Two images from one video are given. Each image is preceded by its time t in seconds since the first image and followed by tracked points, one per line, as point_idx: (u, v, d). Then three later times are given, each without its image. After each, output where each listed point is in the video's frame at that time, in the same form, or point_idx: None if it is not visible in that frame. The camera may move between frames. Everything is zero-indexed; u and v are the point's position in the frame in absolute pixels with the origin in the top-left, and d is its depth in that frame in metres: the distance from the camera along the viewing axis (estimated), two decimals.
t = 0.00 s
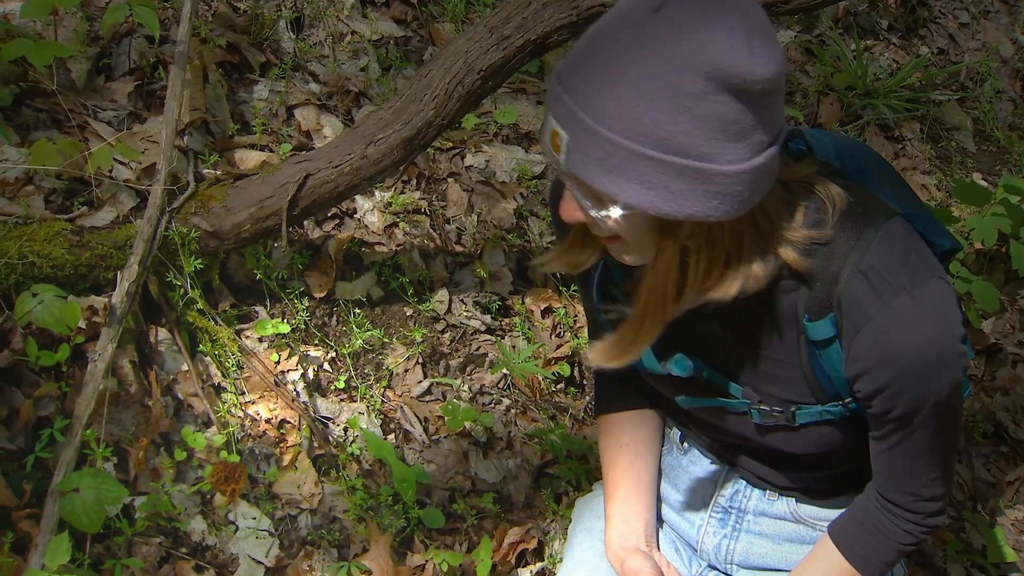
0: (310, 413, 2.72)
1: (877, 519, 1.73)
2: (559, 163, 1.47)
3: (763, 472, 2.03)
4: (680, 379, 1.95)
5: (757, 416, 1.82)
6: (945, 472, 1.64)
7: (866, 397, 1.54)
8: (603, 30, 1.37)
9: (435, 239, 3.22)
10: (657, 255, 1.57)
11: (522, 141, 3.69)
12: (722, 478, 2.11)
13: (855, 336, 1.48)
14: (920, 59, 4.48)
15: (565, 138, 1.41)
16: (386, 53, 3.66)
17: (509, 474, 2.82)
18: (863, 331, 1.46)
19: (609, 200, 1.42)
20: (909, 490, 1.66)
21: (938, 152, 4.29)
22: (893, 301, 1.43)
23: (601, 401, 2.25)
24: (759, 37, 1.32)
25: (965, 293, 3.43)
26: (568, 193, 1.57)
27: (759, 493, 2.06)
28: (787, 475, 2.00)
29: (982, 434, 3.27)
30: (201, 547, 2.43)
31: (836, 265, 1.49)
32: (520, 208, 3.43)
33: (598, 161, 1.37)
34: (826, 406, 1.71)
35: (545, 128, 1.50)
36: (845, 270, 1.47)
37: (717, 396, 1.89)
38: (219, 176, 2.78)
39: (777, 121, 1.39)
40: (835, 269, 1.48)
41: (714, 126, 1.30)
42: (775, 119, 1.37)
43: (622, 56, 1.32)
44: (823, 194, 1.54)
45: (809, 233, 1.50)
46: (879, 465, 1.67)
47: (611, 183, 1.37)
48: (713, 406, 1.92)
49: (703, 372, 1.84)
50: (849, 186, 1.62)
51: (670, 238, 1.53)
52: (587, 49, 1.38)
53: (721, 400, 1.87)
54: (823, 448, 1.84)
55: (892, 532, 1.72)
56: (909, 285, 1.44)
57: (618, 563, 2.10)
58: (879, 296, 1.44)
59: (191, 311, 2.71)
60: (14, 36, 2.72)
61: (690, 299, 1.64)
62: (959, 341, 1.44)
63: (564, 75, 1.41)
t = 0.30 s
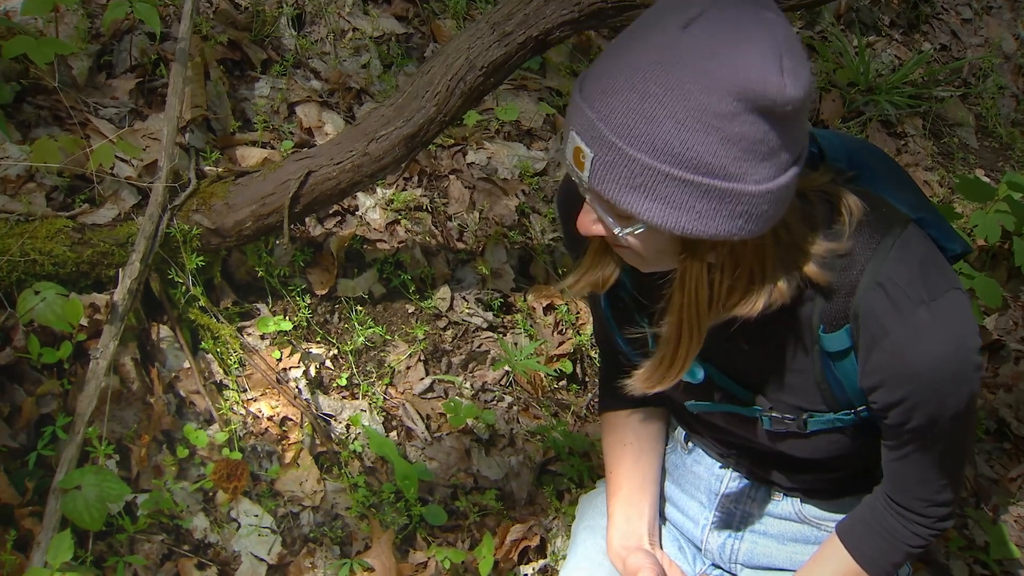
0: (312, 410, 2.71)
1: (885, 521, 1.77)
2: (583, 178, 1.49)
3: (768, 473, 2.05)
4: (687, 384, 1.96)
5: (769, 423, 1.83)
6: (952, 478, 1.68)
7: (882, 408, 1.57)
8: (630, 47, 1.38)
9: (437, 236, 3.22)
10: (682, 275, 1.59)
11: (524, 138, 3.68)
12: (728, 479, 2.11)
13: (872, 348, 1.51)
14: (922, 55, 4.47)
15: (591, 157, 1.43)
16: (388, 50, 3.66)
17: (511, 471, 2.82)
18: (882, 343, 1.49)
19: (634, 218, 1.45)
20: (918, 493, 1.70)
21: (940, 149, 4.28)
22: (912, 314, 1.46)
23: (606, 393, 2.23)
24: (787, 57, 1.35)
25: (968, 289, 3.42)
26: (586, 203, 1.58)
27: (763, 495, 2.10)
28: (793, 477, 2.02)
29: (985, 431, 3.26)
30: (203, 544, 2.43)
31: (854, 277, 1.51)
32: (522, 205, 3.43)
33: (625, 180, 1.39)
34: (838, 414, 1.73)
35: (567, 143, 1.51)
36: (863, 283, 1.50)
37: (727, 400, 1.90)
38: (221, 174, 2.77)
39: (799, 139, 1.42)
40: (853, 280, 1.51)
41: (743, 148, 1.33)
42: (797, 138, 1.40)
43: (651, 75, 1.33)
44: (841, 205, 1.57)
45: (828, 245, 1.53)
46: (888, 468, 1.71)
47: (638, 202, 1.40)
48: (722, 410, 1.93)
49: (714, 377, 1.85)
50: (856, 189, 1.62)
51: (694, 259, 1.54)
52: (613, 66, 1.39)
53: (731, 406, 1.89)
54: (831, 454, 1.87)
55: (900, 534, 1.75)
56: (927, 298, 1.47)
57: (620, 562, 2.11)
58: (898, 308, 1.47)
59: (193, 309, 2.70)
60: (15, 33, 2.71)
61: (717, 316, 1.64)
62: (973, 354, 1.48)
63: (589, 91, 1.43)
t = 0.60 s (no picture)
0: (305, 411, 2.71)
1: (880, 526, 1.78)
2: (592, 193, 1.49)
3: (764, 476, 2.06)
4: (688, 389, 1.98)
5: (767, 429, 1.86)
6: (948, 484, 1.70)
7: (883, 420, 1.58)
8: (643, 64, 1.36)
9: (431, 236, 3.22)
10: (682, 292, 1.59)
11: (517, 138, 3.68)
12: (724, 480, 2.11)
13: (876, 362, 1.51)
14: (915, 55, 4.48)
15: (600, 174, 1.43)
16: (381, 50, 3.65)
17: (505, 471, 2.82)
18: (886, 358, 1.49)
19: (640, 237, 1.45)
20: (914, 498, 1.71)
21: (933, 148, 4.29)
22: (918, 329, 1.46)
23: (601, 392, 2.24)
24: (806, 80, 1.31)
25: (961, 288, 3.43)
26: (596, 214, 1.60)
27: (758, 496, 2.10)
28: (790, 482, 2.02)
29: (978, 430, 3.27)
30: (196, 545, 2.43)
31: (859, 291, 1.50)
32: (515, 205, 3.43)
33: (633, 200, 1.39)
34: (836, 423, 1.75)
35: (578, 156, 1.51)
36: (867, 296, 1.49)
37: (726, 404, 1.92)
38: (213, 174, 2.77)
39: (813, 160, 1.40)
40: (858, 294, 1.50)
41: (753, 172, 1.31)
42: (810, 160, 1.38)
43: (662, 96, 1.31)
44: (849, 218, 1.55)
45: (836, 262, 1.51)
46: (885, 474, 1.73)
47: (645, 222, 1.40)
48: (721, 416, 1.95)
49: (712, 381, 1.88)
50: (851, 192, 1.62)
51: (696, 276, 1.54)
52: (625, 84, 1.37)
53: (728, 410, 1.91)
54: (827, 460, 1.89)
55: (894, 538, 1.77)
56: (932, 314, 1.47)
57: (620, 559, 2.11)
58: (903, 323, 1.46)
59: (185, 310, 2.70)
60: (6, 32, 2.70)
61: (718, 331, 1.62)
62: (975, 368, 1.49)
63: (601, 108, 1.42)
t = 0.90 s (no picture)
0: (308, 409, 2.71)
1: (885, 523, 1.79)
2: (618, 188, 1.48)
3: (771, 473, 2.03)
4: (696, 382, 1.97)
5: (779, 425, 1.87)
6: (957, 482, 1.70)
7: (898, 415, 1.58)
8: (658, 53, 1.39)
9: (433, 234, 3.21)
10: (722, 282, 1.59)
11: (519, 135, 3.67)
12: (728, 478, 2.11)
13: (894, 356, 1.51)
14: (917, 51, 4.47)
15: (627, 166, 1.43)
16: (383, 47, 3.65)
17: (507, 469, 2.82)
18: (904, 352, 1.49)
19: (675, 226, 1.45)
20: (922, 497, 1.71)
21: (936, 145, 4.28)
22: (936, 324, 1.46)
23: (610, 388, 2.26)
24: (820, 53, 1.38)
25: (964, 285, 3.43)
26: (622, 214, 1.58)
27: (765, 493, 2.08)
28: (797, 480, 2.02)
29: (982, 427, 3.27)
30: (199, 543, 2.43)
31: (878, 285, 1.49)
32: (517, 202, 3.43)
33: (664, 188, 1.39)
34: (848, 419, 1.75)
35: (599, 154, 1.51)
36: (888, 290, 1.48)
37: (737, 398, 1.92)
38: (215, 171, 2.77)
39: (834, 134, 1.44)
40: (876, 290, 1.49)
41: (782, 147, 1.34)
42: (832, 134, 1.42)
43: (684, 80, 1.34)
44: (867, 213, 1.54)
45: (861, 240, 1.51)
46: (893, 472, 1.73)
47: (679, 209, 1.40)
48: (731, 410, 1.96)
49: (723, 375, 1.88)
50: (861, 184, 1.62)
51: (736, 261, 1.53)
52: (643, 74, 1.39)
53: (737, 405, 1.91)
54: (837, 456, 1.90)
55: (900, 538, 1.77)
56: (951, 309, 1.47)
57: (650, 549, 2.11)
58: (922, 318, 1.46)
59: (188, 307, 2.69)
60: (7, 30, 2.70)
61: (760, 321, 1.63)
62: (992, 362, 1.50)
63: (620, 101, 1.43)
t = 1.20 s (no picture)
0: (305, 412, 2.70)
1: (895, 534, 1.79)
2: (627, 199, 1.50)
3: (774, 469, 2.04)
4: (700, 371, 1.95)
5: (786, 415, 1.86)
6: (972, 495, 1.69)
7: (907, 403, 1.59)
8: (650, 62, 1.39)
9: (429, 236, 3.21)
10: (733, 283, 1.62)
11: (516, 137, 3.67)
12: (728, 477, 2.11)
13: (906, 342, 1.51)
14: (914, 53, 4.48)
15: (633, 177, 1.44)
16: (380, 50, 3.65)
17: (505, 471, 2.81)
18: (917, 336, 1.50)
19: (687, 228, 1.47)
20: (934, 507, 1.71)
21: (933, 146, 4.28)
22: (949, 309, 1.47)
23: (610, 390, 2.26)
24: (811, 39, 1.37)
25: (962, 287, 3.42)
26: (632, 221, 1.62)
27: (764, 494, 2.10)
28: (799, 474, 2.03)
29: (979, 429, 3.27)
30: (195, 546, 2.42)
31: (890, 270, 1.50)
32: (515, 204, 3.43)
33: (674, 193, 1.41)
34: (856, 407, 1.75)
35: (604, 167, 1.52)
36: (901, 275, 1.49)
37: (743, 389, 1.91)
38: (211, 174, 2.76)
39: (834, 118, 1.44)
40: (889, 274, 1.51)
41: (785, 138, 1.34)
42: (831, 118, 1.42)
43: (681, 87, 1.35)
44: (871, 199, 1.56)
45: (868, 220, 1.53)
46: (907, 479, 1.72)
47: (692, 212, 1.42)
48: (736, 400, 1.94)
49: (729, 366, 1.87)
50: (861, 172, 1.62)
51: (748, 255, 1.55)
52: (639, 85, 1.40)
53: (745, 396, 1.90)
54: (843, 449, 1.90)
55: (909, 550, 1.78)
56: (964, 294, 1.48)
57: (646, 553, 2.11)
58: (935, 303, 1.47)
59: (185, 310, 2.70)
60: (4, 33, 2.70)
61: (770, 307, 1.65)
62: (1004, 350, 1.50)
63: (619, 114, 1.44)
